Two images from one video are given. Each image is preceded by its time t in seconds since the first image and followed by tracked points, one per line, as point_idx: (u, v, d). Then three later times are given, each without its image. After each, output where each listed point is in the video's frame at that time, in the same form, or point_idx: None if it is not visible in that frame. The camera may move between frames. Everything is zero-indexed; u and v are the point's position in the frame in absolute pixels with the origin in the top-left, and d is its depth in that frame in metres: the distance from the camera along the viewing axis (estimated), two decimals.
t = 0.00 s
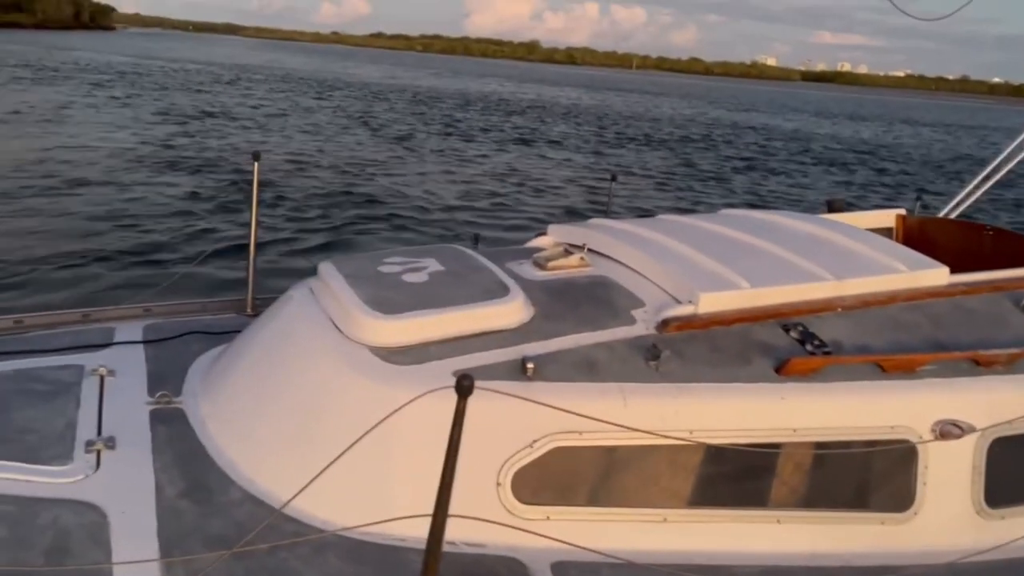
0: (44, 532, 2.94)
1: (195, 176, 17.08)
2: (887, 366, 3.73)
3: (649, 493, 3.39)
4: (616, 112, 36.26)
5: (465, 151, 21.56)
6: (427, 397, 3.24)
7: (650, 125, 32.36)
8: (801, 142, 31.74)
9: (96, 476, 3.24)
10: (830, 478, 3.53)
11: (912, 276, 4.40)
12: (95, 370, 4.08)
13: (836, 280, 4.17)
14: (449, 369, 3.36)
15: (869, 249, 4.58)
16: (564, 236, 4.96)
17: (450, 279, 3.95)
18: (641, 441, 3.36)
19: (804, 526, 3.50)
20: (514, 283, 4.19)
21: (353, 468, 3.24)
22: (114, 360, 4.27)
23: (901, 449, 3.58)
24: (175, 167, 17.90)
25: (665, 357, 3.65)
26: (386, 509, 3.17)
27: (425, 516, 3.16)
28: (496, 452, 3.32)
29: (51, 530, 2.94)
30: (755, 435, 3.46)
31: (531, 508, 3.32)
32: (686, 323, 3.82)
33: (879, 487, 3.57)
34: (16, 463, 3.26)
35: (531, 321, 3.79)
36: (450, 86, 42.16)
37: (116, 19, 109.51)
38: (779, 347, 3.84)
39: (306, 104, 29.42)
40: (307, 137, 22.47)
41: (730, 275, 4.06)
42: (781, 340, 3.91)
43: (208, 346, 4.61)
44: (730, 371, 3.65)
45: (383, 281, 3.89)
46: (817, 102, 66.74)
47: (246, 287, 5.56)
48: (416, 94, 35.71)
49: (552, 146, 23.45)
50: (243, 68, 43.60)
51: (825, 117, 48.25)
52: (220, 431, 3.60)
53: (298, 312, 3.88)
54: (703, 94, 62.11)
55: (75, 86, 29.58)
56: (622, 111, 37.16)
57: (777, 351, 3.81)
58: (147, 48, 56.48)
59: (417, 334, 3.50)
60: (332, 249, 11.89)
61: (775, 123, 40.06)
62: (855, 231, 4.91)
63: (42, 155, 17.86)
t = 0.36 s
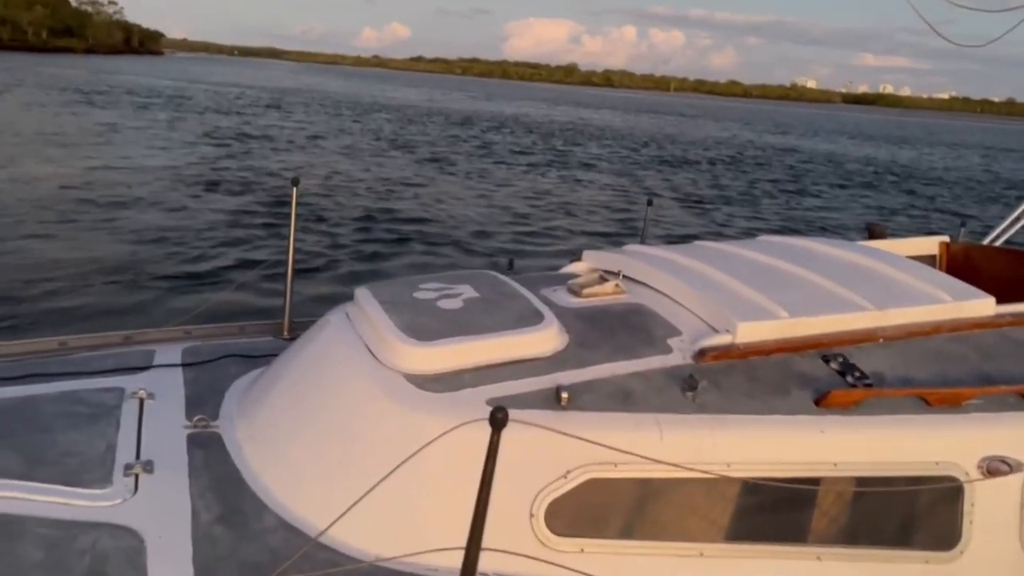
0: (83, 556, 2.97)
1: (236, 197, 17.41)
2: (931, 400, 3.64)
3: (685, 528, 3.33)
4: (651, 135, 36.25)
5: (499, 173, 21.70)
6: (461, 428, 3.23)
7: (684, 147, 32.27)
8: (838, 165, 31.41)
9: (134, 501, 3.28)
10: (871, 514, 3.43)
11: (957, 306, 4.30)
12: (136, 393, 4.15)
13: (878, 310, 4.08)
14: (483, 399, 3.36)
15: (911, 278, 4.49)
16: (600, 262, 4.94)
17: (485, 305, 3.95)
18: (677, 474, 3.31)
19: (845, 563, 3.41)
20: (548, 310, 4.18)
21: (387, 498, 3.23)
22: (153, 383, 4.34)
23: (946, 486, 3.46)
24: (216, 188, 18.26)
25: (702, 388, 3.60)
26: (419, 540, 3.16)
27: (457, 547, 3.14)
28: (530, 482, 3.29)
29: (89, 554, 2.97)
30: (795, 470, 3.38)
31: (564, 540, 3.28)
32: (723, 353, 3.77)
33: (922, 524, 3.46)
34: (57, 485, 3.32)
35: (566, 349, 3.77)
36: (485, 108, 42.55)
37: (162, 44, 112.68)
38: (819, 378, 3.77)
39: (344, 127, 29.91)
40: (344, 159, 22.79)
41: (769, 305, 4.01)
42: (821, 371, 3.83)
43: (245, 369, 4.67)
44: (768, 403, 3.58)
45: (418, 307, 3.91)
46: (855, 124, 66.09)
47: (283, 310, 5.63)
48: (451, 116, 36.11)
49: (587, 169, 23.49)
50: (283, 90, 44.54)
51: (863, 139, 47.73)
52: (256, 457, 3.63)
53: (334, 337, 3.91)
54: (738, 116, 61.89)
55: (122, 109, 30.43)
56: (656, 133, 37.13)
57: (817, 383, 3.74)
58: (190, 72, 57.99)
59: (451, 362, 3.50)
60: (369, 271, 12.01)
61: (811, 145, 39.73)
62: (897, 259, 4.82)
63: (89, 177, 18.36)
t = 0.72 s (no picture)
0: (124, 561, 3.01)
1: (273, 209, 17.66)
2: (978, 418, 3.55)
3: (723, 544, 3.30)
4: (684, 147, 36.07)
5: (532, 186, 21.73)
6: (496, 440, 3.22)
7: (718, 159, 32.05)
8: (875, 177, 30.96)
9: (174, 507, 3.32)
10: (913, 532, 3.37)
11: (1003, 321, 4.19)
12: (177, 401, 4.21)
13: (921, 324, 4.00)
14: (518, 411, 3.35)
15: (955, 293, 4.40)
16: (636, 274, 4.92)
17: (520, 317, 3.95)
18: (714, 490, 3.26)
19: None
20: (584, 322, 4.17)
21: (423, 508, 3.23)
22: (194, 391, 4.41)
23: (994, 505, 3.39)
24: (254, 200, 18.55)
25: (740, 402, 3.55)
26: (455, 551, 3.15)
27: (493, 560, 3.13)
28: (565, 495, 3.25)
29: (131, 560, 3.01)
30: (835, 487, 3.31)
31: (600, 555, 3.24)
32: (761, 367, 3.71)
33: (965, 544, 3.41)
34: (100, 490, 3.37)
35: (601, 361, 3.76)
36: (517, 121, 42.71)
37: (202, 59, 115.06)
38: (860, 394, 3.69)
39: (378, 140, 30.22)
40: (379, 172, 23.02)
41: (809, 318, 3.94)
42: (862, 386, 3.76)
43: (282, 378, 4.72)
44: (808, 418, 3.52)
45: (454, 318, 3.92)
46: (892, 136, 65.07)
47: (321, 320, 5.69)
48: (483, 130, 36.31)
49: (619, 181, 23.44)
50: (318, 105, 45.18)
51: (900, 151, 47.01)
52: (294, 466, 3.65)
53: (371, 348, 3.93)
54: (772, 128, 61.33)
55: (162, 123, 31.07)
56: (689, 146, 36.93)
57: (859, 398, 3.67)
58: (228, 87, 59.08)
59: (487, 373, 3.50)
60: (403, 282, 12.09)
61: (847, 157, 39.23)
62: (940, 272, 4.73)
63: (132, 190, 18.77)
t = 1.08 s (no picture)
0: (151, 556, 3.05)
1: (301, 211, 17.82)
2: (1009, 427, 3.51)
3: (746, 551, 3.29)
4: (711, 151, 35.81)
5: (558, 189, 21.70)
6: (517, 442, 3.22)
7: (745, 163, 31.77)
8: (907, 182, 30.49)
9: (201, 504, 3.36)
10: (945, 541, 3.36)
11: None
12: (206, 400, 4.26)
13: (952, 331, 3.93)
14: (541, 413, 3.35)
15: (988, 300, 4.32)
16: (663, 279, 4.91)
17: (545, 320, 3.95)
18: (737, 495, 3.24)
19: None
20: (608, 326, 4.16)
21: (444, 508, 3.24)
22: (222, 390, 4.47)
23: None
24: (282, 201, 18.73)
25: (765, 407, 3.51)
26: (476, 553, 3.15)
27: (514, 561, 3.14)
28: (588, 499, 3.24)
29: (158, 555, 3.05)
30: (861, 495, 3.28)
31: (621, 559, 3.23)
32: (788, 372, 3.67)
33: (1006, 550, 3.43)
34: (130, 486, 3.43)
35: (626, 365, 3.75)
36: (543, 124, 42.74)
37: (233, 63, 116.53)
38: (889, 401, 3.64)
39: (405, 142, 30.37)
40: (406, 174, 23.14)
41: (836, 324, 3.90)
42: (890, 394, 3.71)
43: (309, 378, 4.77)
44: (835, 425, 3.48)
45: (479, 320, 3.93)
46: (924, 140, 64.05)
47: (348, 321, 5.74)
48: (509, 133, 36.34)
49: (645, 185, 23.32)
50: (345, 107, 45.56)
51: (932, 156, 46.26)
52: (318, 465, 3.69)
53: (396, 349, 3.96)
54: (800, 132, 60.73)
55: (193, 126, 31.50)
56: (717, 150, 36.66)
57: (887, 406, 3.61)
58: (259, 90, 59.79)
59: (510, 374, 3.51)
60: (429, 284, 12.12)
61: (878, 161, 38.69)
62: (973, 279, 4.64)
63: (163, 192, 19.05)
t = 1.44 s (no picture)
0: (163, 557, 3.09)
1: (321, 215, 17.93)
2: None
3: (755, 560, 3.30)
4: (731, 155, 35.57)
5: (577, 192, 21.65)
6: (525, 448, 3.23)
7: (765, 168, 31.53)
8: (930, 187, 30.10)
9: (213, 506, 3.40)
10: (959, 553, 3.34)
11: None
12: (221, 402, 4.30)
13: (970, 341, 3.88)
14: (549, 421, 3.37)
15: (1007, 310, 4.26)
16: (678, 285, 4.91)
17: (556, 326, 3.96)
18: (746, 504, 3.23)
19: None
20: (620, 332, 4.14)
21: (451, 513, 3.26)
22: (238, 393, 4.50)
23: None
24: (302, 204, 18.84)
25: (776, 416, 3.50)
26: (481, 558, 3.16)
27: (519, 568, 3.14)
28: (595, 506, 3.24)
29: (169, 556, 3.09)
30: (875, 506, 3.25)
31: (629, 567, 3.23)
32: (800, 381, 3.66)
33: None
34: (144, 487, 3.46)
35: (637, 372, 3.75)
36: (562, 128, 42.76)
37: (256, 66, 117.49)
38: (903, 411, 3.60)
39: (424, 146, 30.47)
40: (424, 178, 23.19)
41: (850, 332, 3.87)
42: (905, 404, 3.66)
43: (324, 382, 4.79)
44: (848, 434, 3.46)
45: (491, 326, 3.95)
46: (949, 144, 63.19)
47: (365, 326, 5.77)
48: (528, 136, 36.34)
49: (664, 189, 23.22)
50: (365, 111, 45.79)
51: (957, 160, 45.61)
52: (330, 468, 3.71)
53: (409, 354, 3.99)
54: (821, 136, 60.30)
55: (216, 130, 31.80)
56: (737, 153, 36.40)
57: (901, 416, 3.58)
58: (281, 94, 60.28)
59: (520, 381, 3.53)
60: (446, 287, 12.14)
61: (900, 166, 38.25)
62: (994, 289, 4.58)
63: (185, 195, 19.27)
